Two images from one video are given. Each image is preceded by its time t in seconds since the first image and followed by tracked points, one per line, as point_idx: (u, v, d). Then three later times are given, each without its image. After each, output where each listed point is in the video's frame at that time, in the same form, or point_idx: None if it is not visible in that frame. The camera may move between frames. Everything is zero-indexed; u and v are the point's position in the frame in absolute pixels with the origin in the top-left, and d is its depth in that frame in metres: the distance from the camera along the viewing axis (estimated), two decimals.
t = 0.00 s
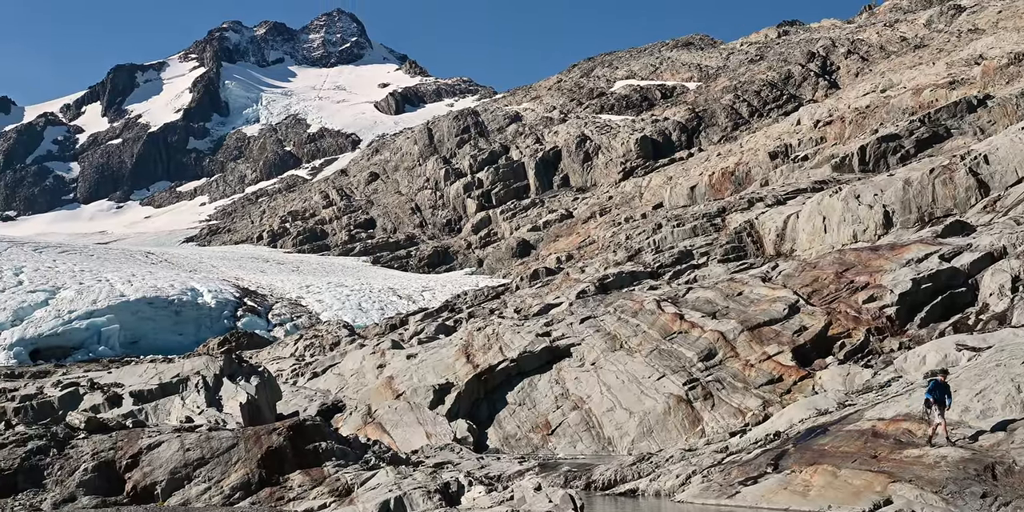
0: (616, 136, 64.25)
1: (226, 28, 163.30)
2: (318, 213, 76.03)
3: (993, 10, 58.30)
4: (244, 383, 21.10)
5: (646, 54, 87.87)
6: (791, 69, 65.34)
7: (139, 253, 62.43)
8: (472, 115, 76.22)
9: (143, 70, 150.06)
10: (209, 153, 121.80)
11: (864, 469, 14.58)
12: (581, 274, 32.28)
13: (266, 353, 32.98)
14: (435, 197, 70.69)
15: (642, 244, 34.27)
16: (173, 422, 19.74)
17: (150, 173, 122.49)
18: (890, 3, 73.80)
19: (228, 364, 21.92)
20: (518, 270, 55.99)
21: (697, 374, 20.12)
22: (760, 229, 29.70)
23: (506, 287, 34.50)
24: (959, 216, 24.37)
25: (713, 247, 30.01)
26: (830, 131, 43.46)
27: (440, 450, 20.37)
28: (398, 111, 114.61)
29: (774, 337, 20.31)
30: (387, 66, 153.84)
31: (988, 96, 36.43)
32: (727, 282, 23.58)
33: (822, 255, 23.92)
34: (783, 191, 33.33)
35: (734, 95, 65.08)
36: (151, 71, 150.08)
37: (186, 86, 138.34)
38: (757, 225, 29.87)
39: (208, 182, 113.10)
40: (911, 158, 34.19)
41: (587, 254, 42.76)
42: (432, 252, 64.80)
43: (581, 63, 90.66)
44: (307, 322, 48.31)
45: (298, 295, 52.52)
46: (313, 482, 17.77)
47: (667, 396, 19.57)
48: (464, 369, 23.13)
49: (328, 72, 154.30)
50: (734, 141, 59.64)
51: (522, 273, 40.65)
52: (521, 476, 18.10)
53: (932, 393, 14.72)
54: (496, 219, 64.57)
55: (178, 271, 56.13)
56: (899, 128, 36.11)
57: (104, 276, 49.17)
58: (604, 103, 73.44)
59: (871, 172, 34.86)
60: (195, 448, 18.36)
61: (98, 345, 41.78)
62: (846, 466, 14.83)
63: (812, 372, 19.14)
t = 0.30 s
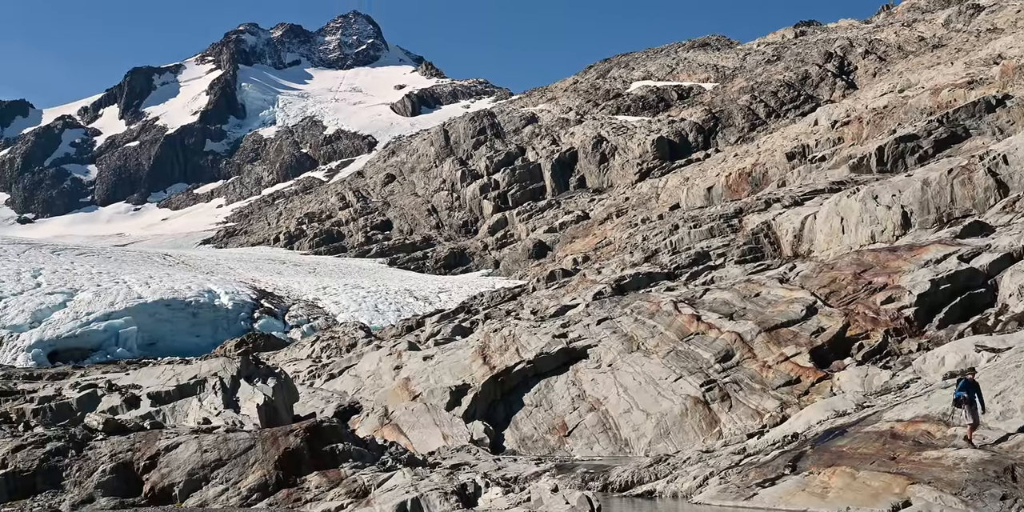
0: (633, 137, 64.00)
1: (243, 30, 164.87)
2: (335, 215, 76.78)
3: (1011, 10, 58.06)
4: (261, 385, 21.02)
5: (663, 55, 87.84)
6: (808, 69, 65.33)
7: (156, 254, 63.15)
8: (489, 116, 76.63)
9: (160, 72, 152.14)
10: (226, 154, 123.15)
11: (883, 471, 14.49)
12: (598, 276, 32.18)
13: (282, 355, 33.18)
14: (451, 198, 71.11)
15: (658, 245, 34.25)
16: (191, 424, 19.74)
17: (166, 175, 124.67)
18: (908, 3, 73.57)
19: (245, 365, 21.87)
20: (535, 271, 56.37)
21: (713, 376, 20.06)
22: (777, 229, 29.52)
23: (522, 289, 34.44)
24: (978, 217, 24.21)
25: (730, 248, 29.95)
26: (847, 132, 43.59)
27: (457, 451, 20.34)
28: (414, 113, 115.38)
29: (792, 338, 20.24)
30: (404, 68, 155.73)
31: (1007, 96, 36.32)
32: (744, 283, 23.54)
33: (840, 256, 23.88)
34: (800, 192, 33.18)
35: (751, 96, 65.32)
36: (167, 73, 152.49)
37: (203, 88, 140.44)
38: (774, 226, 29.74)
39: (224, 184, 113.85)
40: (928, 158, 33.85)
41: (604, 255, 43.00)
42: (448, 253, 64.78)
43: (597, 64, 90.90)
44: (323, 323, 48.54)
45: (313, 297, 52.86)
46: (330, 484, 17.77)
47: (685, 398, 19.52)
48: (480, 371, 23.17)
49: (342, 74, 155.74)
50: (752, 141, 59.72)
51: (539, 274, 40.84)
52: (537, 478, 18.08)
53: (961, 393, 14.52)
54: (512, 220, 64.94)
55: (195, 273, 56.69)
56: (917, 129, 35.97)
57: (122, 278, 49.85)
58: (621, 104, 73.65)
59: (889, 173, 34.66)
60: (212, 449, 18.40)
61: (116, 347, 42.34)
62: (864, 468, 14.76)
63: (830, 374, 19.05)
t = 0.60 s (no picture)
0: (649, 138, 64.66)
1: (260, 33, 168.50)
2: (351, 217, 77.64)
3: None
4: (277, 387, 20.98)
5: (679, 56, 87.92)
6: (825, 69, 65.21)
7: (173, 256, 63.96)
8: (506, 118, 77.55)
9: (177, 75, 155.83)
10: (242, 157, 125.39)
11: (902, 472, 14.42)
12: (614, 277, 32.01)
13: (299, 357, 33.19)
14: (467, 199, 71.76)
15: (675, 246, 34.19)
16: (209, 425, 19.81)
17: (184, 177, 126.07)
18: (926, 2, 73.27)
19: (262, 367, 21.85)
20: (552, 273, 56.71)
21: (731, 377, 20.00)
22: (795, 231, 29.39)
23: (539, 290, 34.37)
24: (997, 218, 23.96)
25: (747, 249, 29.85)
26: (864, 133, 43.62)
27: (474, 453, 20.29)
28: (430, 115, 116.80)
29: (810, 340, 20.16)
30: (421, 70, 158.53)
31: None
32: (761, 284, 23.48)
33: (858, 257, 23.87)
34: (817, 192, 33.01)
35: (768, 97, 65.24)
36: (184, 76, 156.31)
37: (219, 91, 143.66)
38: (792, 227, 29.66)
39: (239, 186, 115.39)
40: (946, 159, 33.49)
41: (620, 257, 43.18)
42: (465, 255, 65.49)
43: (614, 64, 91.00)
44: (339, 325, 48.78)
45: (331, 298, 53.55)
46: (346, 485, 17.78)
47: (702, 399, 19.46)
48: (497, 372, 23.12)
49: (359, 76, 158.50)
50: (769, 142, 59.65)
51: (555, 275, 40.90)
52: (554, 479, 18.03)
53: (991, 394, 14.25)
54: (529, 222, 65.33)
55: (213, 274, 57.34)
56: (936, 129, 35.68)
57: (139, 280, 50.49)
58: (637, 105, 73.88)
59: (909, 175, 34.38)
60: (229, 451, 18.43)
61: (133, 348, 42.60)
62: (882, 470, 14.69)
63: (849, 375, 18.95)
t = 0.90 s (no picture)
0: (666, 139, 64.85)
1: (276, 35, 176.82)
2: (366, 218, 78.48)
3: None
4: (294, 387, 20.94)
5: (695, 56, 89.37)
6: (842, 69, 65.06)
7: (190, 259, 64.84)
8: (522, 119, 80.54)
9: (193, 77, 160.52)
10: (259, 157, 127.39)
11: (919, 475, 14.37)
12: (631, 278, 31.91)
13: (315, 358, 33.19)
14: (484, 200, 73.06)
15: (691, 247, 34.19)
16: (225, 427, 19.79)
17: (200, 179, 128.99)
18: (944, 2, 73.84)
19: (278, 368, 21.91)
20: (568, 275, 56.95)
21: (748, 379, 19.91)
22: (812, 232, 29.35)
23: (555, 291, 34.38)
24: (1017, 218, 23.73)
25: (764, 251, 29.83)
26: (881, 134, 43.74)
27: (490, 454, 20.15)
28: (447, 116, 118.42)
29: (827, 341, 20.06)
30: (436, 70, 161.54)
31: None
32: (778, 286, 23.45)
33: (876, 257, 23.86)
34: (834, 193, 33.02)
35: (785, 97, 65.16)
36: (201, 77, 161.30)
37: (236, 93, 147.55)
38: (809, 228, 29.64)
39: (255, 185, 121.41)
40: (964, 159, 33.57)
41: (636, 258, 43.63)
42: (481, 255, 65.77)
43: (630, 66, 91.93)
44: (354, 327, 49.17)
45: (347, 299, 54.18)
46: (363, 487, 17.78)
47: (718, 401, 19.38)
48: (513, 374, 23.08)
49: (376, 78, 163.06)
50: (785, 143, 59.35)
51: (572, 277, 41.13)
52: (571, 482, 18.01)
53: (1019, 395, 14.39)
54: (545, 223, 65.85)
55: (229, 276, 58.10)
56: (953, 129, 35.54)
57: (156, 281, 51.03)
58: (654, 107, 75.08)
59: (925, 175, 34.63)
60: (246, 452, 18.45)
61: (150, 350, 42.93)
62: (900, 472, 14.63)
63: (866, 377, 18.85)
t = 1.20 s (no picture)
0: (682, 141, 71.46)
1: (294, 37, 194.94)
2: (385, 220, 86.40)
3: None
4: (312, 388, 20.93)
5: (715, 57, 101.56)
6: (861, 70, 71.76)
7: (207, 261, 67.63)
8: (539, 122, 87.59)
9: (212, 80, 184.05)
10: (276, 160, 142.76)
11: (940, 477, 14.22)
12: (649, 280, 31.92)
13: (333, 359, 33.42)
14: (501, 202, 79.60)
15: (710, 248, 34.50)
16: (244, 427, 19.82)
17: (219, 181, 144.75)
18: (963, 3, 81.86)
19: (296, 369, 21.93)
20: (585, 275, 60.62)
21: (767, 380, 19.83)
22: (832, 233, 29.34)
23: (573, 292, 34.43)
24: None
25: (783, 252, 29.92)
26: (902, 134, 44.82)
27: (508, 455, 20.04)
28: (464, 117, 127.87)
29: (846, 342, 19.97)
30: (455, 73, 176.27)
31: None
32: (798, 287, 23.43)
33: (896, 259, 23.81)
34: (854, 194, 33.20)
35: (804, 98, 71.39)
36: (219, 80, 184.73)
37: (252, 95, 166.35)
38: (828, 229, 29.66)
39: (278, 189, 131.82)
40: (985, 159, 33.65)
41: (654, 259, 45.15)
42: (499, 258, 71.03)
43: (649, 68, 102.34)
44: (372, 328, 51.80)
45: (365, 301, 56.96)
46: (381, 488, 17.76)
47: (737, 402, 19.25)
48: (531, 375, 23.06)
49: (393, 81, 177.14)
50: (804, 142, 65.18)
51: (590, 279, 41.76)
52: (590, 483, 17.98)
53: None
54: (563, 225, 71.61)
55: (246, 278, 60.56)
56: (974, 130, 35.62)
57: (176, 283, 53.51)
58: (672, 107, 82.33)
59: (945, 176, 34.42)
60: (265, 453, 18.48)
61: (168, 351, 44.85)
62: (921, 475, 14.48)
63: (886, 379, 18.71)
